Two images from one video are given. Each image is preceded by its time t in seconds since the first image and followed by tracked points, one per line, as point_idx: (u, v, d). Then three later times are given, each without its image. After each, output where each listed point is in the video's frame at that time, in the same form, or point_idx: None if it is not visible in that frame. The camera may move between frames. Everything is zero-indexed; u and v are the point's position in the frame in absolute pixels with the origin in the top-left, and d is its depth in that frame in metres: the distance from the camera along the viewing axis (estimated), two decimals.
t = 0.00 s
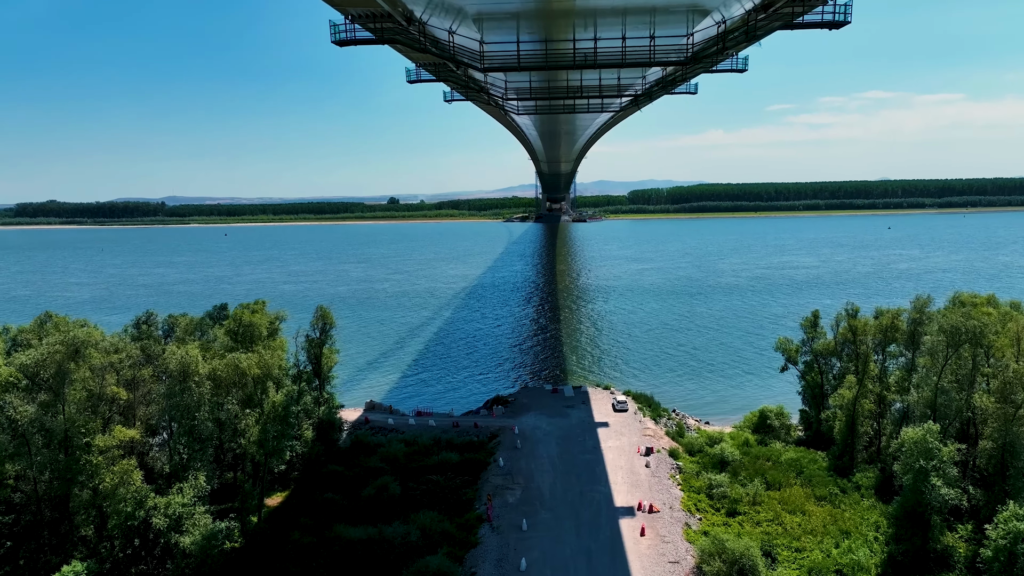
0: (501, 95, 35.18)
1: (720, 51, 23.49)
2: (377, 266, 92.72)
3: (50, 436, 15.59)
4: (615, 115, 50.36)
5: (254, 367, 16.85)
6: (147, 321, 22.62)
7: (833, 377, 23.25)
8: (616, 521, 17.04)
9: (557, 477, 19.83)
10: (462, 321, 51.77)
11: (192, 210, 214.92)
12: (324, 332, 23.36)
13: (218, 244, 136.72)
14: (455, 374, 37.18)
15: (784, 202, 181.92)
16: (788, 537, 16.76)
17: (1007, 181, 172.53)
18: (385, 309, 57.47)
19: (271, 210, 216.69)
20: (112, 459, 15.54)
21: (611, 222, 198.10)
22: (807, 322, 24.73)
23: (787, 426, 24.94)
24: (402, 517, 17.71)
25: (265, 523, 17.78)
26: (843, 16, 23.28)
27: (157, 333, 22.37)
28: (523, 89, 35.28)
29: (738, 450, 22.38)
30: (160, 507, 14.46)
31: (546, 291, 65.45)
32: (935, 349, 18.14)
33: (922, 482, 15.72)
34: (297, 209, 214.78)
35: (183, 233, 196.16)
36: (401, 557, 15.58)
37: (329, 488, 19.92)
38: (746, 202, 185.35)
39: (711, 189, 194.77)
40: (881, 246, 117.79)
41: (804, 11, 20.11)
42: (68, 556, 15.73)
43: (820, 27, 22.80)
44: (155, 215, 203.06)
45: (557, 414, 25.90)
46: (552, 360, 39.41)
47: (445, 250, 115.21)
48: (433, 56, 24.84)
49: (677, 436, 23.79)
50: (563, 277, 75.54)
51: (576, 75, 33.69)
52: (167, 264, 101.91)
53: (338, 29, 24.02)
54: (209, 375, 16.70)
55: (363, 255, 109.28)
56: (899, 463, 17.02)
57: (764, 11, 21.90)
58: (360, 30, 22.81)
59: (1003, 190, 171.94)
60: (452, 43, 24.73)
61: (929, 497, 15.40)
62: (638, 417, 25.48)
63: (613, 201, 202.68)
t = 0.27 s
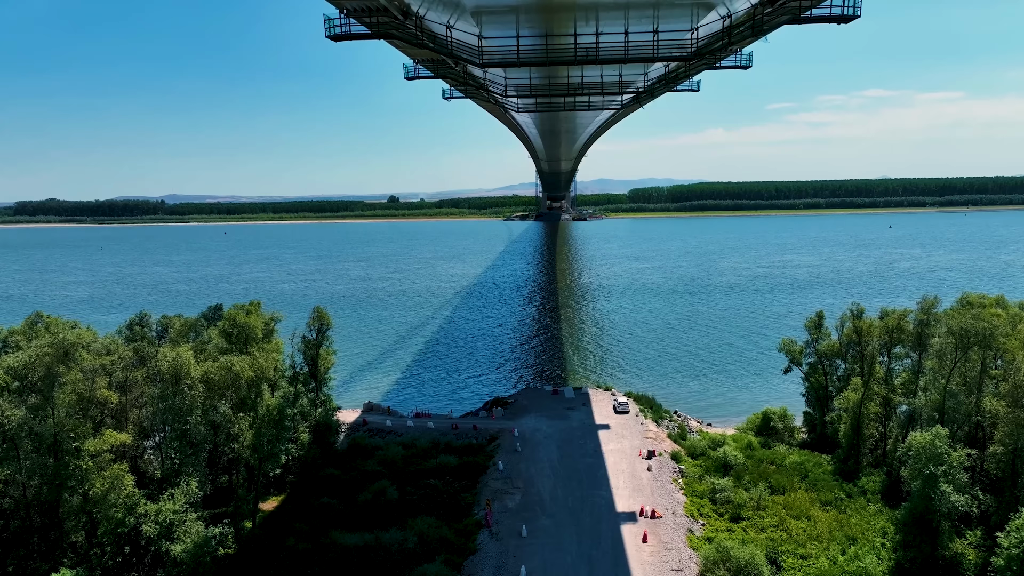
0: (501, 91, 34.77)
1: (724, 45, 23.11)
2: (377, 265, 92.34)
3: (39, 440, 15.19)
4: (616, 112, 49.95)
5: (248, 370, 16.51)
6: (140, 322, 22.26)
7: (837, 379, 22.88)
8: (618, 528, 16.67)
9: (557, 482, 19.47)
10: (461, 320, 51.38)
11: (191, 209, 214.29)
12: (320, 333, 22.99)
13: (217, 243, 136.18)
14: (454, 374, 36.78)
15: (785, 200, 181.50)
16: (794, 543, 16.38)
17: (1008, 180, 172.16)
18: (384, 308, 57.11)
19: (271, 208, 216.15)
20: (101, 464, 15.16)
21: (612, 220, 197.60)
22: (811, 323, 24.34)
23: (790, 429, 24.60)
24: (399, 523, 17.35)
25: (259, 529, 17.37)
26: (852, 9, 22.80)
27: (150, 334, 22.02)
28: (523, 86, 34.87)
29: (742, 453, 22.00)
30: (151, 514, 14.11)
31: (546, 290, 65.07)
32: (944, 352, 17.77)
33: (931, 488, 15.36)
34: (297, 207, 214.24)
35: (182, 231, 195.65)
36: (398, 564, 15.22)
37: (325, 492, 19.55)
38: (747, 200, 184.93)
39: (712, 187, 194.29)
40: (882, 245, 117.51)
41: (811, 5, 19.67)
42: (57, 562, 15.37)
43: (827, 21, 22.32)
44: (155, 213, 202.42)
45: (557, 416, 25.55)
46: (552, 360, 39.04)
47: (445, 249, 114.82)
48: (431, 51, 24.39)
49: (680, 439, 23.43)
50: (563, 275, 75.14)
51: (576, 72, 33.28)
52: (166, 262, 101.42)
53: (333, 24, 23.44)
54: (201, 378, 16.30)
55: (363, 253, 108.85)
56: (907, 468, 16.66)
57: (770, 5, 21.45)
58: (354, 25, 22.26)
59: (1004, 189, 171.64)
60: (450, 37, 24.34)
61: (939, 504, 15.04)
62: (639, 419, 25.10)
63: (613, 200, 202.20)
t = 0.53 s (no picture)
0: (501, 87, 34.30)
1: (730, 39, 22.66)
2: (376, 263, 91.98)
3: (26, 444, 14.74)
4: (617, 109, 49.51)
5: (241, 373, 16.13)
6: (133, 323, 21.87)
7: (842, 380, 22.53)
8: (620, 534, 16.33)
9: (557, 485, 19.12)
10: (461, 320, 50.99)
11: (191, 207, 213.74)
12: (317, 334, 22.61)
13: (216, 241, 135.71)
14: (453, 374, 36.38)
15: (785, 198, 181.05)
16: (800, 549, 16.03)
17: (1009, 178, 171.70)
18: (383, 307, 56.71)
19: (270, 207, 215.65)
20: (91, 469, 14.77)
21: (612, 218, 197.11)
22: (816, 323, 23.97)
23: (794, 430, 24.25)
24: (397, 529, 17.01)
25: (254, 534, 17.03)
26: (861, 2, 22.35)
27: (143, 335, 21.62)
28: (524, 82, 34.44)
29: (745, 456, 21.66)
30: (141, 521, 13.75)
31: (546, 289, 64.67)
32: (953, 354, 17.41)
33: (941, 494, 15.01)
34: (296, 205, 213.73)
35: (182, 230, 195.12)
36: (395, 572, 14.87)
37: (321, 497, 19.20)
38: (747, 199, 184.51)
39: (712, 185, 193.75)
40: (883, 243, 117.15)
41: None
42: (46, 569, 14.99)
43: (834, 15, 21.86)
44: (154, 212, 201.98)
45: (557, 418, 25.17)
46: (552, 360, 38.67)
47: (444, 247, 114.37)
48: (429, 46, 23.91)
49: (682, 441, 23.09)
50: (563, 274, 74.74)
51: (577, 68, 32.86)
52: (164, 261, 101.00)
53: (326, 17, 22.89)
54: (194, 380, 15.92)
55: (362, 252, 108.46)
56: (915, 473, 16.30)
57: None
58: (348, 19, 21.71)
59: (1005, 186, 171.21)
60: (447, 31, 23.88)
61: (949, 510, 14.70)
62: (641, 421, 24.75)
63: (614, 198, 201.71)
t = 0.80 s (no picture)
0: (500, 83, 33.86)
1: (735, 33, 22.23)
2: (375, 262, 91.58)
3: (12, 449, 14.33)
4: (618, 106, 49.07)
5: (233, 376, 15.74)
6: (126, 323, 21.50)
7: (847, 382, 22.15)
8: (621, 540, 15.96)
9: (557, 490, 18.76)
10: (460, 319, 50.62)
11: (191, 205, 213.22)
12: (313, 335, 22.24)
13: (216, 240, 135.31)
14: (452, 374, 36.00)
15: (786, 197, 180.50)
16: (806, 555, 15.65)
17: (1011, 177, 171.14)
18: (382, 306, 56.31)
19: (270, 205, 215.20)
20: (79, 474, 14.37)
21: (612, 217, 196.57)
22: (820, 324, 23.59)
23: (798, 433, 23.88)
24: (393, 535, 16.65)
25: (247, 540, 16.66)
26: None
27: (136, 336, 21.24)
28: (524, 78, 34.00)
29: (748, 459, 21.30)
30: (130, 528, 13.40)
31: (546, 288, 64.26)
32: (962, 357, 17.01)
33: (951, 500, 14.67)
34: (296, 204, 213.21)
35: (181, 228, 194.65)
36: None
37: (317, 501, 18.84)
38: (748, 197, 183.96)
39: (713, 184, 193.18)
40: (884, 241, 116.66)
41: None
42: None
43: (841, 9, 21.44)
44: (154, 210, 201.47)
45: (558, 420, 24.81)
46: (552, 360, 38.29)
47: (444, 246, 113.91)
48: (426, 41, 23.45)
49: (684, 444, 22.74)
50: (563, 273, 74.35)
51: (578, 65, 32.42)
52: (163, 259, 100.56)
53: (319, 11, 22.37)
54: (186, 384, 15.53)
55: (362, 251, 107.98)
56: (924, 478, 15.95)
57: None
58: (342, 12, 21.21)
59: (1007, 185, 170.66)
60: (444, 25, 23.41)
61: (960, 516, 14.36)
62: (642, 423, 24.37)
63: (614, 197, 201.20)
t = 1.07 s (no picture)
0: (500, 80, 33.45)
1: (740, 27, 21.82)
2: (375, 261, 91.14)
3: None
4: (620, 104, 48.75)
5: (225, 379, 15.35)
6: (118, 325, 21.13)
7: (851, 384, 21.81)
8: (622, 547, 15.61)
9: (557, 494, 18.41)
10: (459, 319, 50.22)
11: (189, 204, 212.44)
12: (309, 336, 21.86)
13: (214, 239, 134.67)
14: (450, 374, 35.63)
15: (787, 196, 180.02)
16: (812, 562, 15.29)
17: (1012, 176, 170.83)
18: (380, 306, 55.91)
19: (269, 204, 214.50)
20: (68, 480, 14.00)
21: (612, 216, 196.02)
22: (823, 325, 23.23)
23: (801, 435, 23.54)
24: (389, 541, 16.28)
25: (241, 546, 16.32)
26: None
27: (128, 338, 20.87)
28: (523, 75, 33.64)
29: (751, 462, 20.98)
30: (120, 536, 13.05)
31: (546, 287, 63.87)
32: (971, 360, 16.63)
33: (962, 506, 14.42)
34: (296, 203, 212.56)
35: (180, 227, 193.99)
36: None
37: (313, 506, 18.48)
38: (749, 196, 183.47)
39: (713, 183, 192.68)
40: (885, 240, 116.31)
41: None
42: None
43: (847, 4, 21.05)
44: (152, 209, 200.72)
45: (558, 422, 24.44)
46: (552, 361, 37.92)
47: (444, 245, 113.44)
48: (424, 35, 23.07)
49: (686, 446, 22.41)
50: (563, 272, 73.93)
51: (578, 60, 32.00)
52: (161, 258, 99.94)
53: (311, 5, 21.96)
54: (177, 387, 15.14)
55: (361, 250, 107.43)
56: (933, 484, 15.59)
57: None
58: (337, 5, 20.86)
59: (1007, 184, 170.30)
60: (442, 20, 23.03)
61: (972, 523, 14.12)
62: (643, 425, 24.03)
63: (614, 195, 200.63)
